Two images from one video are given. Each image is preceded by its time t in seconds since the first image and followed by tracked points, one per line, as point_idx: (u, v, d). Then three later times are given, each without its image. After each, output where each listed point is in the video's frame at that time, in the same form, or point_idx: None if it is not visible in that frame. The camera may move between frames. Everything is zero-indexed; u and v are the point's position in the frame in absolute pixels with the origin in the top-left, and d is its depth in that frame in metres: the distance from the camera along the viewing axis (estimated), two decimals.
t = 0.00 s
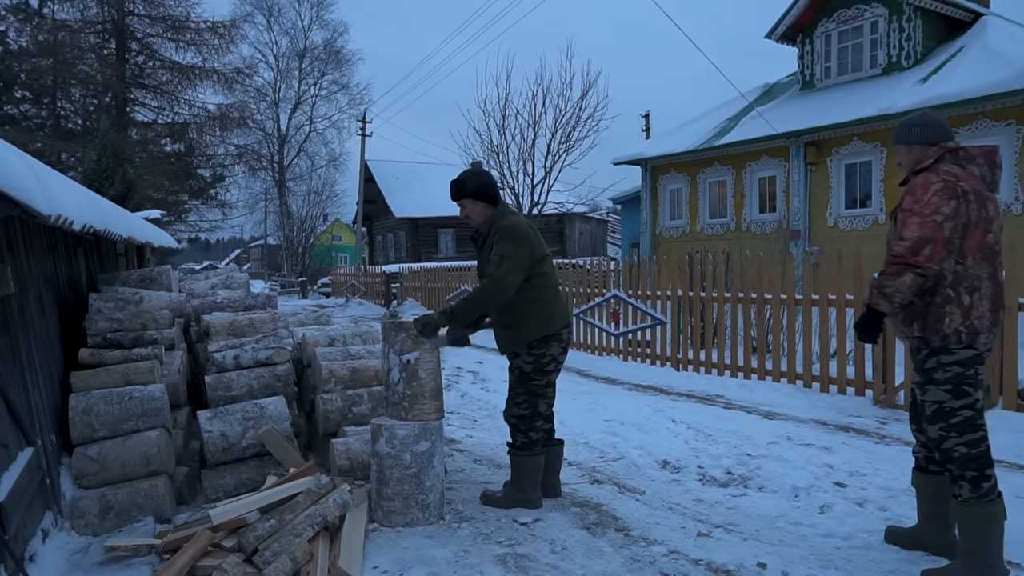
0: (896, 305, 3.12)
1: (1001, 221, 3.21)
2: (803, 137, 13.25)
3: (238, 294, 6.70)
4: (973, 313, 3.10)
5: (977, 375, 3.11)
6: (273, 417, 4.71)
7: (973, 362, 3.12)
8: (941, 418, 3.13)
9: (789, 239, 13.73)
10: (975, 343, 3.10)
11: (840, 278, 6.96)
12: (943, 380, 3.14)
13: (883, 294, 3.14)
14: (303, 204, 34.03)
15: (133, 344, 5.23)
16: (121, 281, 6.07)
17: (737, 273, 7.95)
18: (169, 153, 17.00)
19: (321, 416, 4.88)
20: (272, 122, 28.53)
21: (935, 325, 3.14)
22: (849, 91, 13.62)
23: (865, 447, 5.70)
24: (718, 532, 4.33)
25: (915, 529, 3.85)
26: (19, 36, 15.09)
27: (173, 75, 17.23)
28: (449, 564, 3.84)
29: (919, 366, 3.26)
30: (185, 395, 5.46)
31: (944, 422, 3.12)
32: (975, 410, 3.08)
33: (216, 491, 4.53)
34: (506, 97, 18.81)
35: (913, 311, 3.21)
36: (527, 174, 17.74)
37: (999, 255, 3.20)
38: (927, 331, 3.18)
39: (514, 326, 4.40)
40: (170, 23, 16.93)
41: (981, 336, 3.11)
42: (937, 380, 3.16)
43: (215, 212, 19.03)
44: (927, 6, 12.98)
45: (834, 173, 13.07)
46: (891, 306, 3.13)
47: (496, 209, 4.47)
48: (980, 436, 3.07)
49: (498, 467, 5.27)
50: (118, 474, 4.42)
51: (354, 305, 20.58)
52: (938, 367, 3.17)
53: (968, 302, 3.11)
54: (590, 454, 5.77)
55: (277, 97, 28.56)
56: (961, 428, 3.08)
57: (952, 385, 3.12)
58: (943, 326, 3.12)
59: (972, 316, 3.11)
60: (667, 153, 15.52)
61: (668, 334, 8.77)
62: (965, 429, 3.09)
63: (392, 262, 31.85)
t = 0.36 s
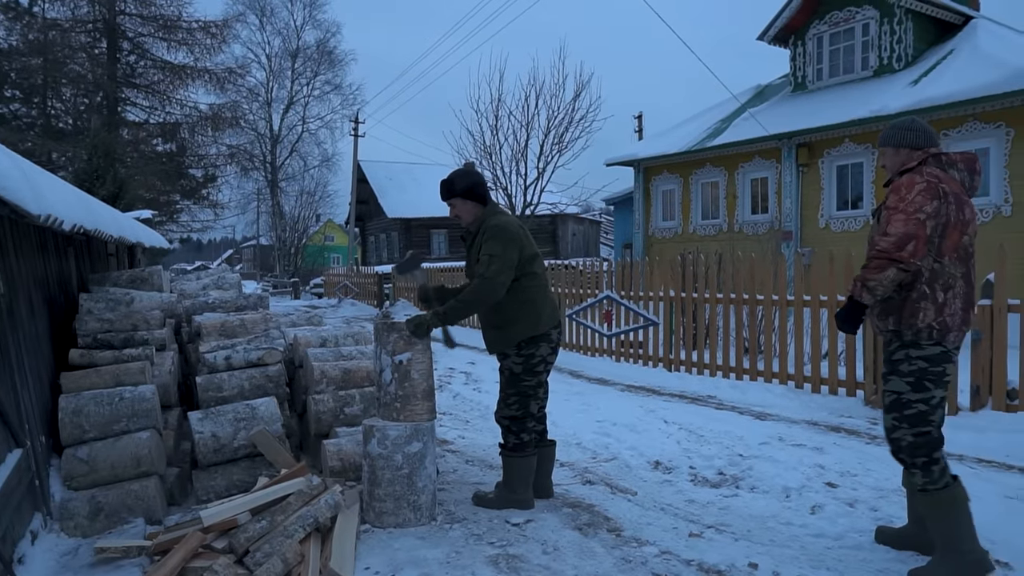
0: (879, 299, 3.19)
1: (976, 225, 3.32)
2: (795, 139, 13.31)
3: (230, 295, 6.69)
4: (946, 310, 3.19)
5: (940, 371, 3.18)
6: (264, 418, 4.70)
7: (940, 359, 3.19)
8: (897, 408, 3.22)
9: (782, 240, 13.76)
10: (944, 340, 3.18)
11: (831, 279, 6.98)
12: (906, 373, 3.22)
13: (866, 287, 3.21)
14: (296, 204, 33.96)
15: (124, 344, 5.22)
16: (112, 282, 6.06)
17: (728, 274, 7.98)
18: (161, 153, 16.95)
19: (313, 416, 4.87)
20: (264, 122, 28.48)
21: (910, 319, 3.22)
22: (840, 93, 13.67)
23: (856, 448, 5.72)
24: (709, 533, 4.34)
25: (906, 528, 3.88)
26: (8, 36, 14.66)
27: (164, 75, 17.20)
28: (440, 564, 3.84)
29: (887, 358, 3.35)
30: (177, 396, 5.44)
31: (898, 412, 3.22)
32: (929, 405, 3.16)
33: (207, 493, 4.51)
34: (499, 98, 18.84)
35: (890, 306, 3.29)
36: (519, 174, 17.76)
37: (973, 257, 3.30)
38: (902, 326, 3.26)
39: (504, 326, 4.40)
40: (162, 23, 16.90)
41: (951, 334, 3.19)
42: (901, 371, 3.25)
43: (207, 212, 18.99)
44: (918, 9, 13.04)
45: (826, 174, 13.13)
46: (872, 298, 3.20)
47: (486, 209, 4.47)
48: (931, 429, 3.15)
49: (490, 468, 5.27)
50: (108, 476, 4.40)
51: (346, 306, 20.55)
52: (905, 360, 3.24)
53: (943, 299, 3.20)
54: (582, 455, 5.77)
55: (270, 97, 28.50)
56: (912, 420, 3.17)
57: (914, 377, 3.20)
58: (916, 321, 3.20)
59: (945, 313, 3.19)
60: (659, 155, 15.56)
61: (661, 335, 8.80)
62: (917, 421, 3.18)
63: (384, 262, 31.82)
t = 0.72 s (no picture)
0: (892, 299, 3.36)
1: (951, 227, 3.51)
2: (785, 140, 13.37)
3: (218, 295, 6.66)
4: (921, 311, 3.40)
5: (903, 368, 3.42)
6: (252, 419, 4.68)
7: (906, 357, 3.42)
8: (851, 394, 3.51)
9: (771, 241, 13.83)
10: (915, 340, 3.40)
11: (820, 280, 7.01)
12: (870, 365, 3.47)
13: (880, 289, 3.37)
14: (286, 204, 33.84)
15: (111, 344, 5.19)
16: (99, 281, 6.02)
17: (718, 274, 8.01)
18: (149, 152, 16.82)
19: (302, 417, 4.86)
20: (254, 121, 28.37)
21: (887, 318, 3.40)
22: (830, 95, 13.75)
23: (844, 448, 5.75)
24: (698, 532, 4.34)
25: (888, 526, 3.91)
26: None
27: (153, 74, 17.12)
28: (429, 565, 3.83)
29: (856, 347, 3.57)
30: (164, 396, 5.41)
31: (852, 398, 3.50)
32: (881, 397, 3.44)
33: (195, 493, 4.49)
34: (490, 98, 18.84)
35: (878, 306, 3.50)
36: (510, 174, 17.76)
37: (948, 258, 3.50)
38: (876, 325, 3.43)
39: (494, 327, 4.39)
40: (151, 21, 16.81)
41: (922, 335, 3.41)
42: (865, 362, 3.49)
43: (196, 212, 18.91)
44: (907, 12, 13.12)
45: (815, 175, 13.19)
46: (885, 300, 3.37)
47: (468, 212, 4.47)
48: (875, 421, 3.45)
49: (479, 468, 5.27)
50: (94, 477, 4.38)
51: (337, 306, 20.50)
52: (872, 354, 3.48)
53: (920, 300, 3.41)
54: (572, 455, 5.78)
55: (260, 96, 28.40)
56: (863, 409, 3.46)
57: (875, 371, 3.45)
58: (892, 320, 3.40)
59: (919, 313, 3.40)
60: (649, 155, 15.60)
61: (651, 335, 8.82)
62: (867, 411, 3.47)
63: (375, 262, 31.75)
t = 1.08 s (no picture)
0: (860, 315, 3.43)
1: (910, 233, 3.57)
2: (776, 139, 13.41)
3: (209, 295, 6.65)
4: (876, 318, 3.42)
5: (870, 373, 3.43)
6: (243, 419, 4.67)
7: (870, 362, 3.43)
8: (828, 406, 3.51)
9: (762, 240, 13.84)
10: (873, 344, 3.42)
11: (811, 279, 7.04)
12: (838, 375, 3.48)
13: (846, 306, 3.44)
14: (278, 203, 33.75)
15: (101, 344, 5.18)
16: (88, 281, 6.00)
17: (710, 273, 8.03)
18: (140, 151, 16.71)
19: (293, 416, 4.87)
20: (245, 120, 28.30)
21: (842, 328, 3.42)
22: (821, 94, 13.80)
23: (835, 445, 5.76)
24: (690, 531, 4.35)
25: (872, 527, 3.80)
26: None
27: (143, 73, 17.07)
28: (421, 565, 3.82)
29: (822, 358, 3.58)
30: (154, 396, 5.39)
31: (829, 409, 3.50)
32: (857, 405, 3.44)
33: (185, 494, 4.48)
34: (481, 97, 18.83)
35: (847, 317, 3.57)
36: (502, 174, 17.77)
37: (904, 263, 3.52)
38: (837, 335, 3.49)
39: (483, 326, 4.39)
40: (140, 20, 16.75)
41: (881, 339, 3.42)
42: (833, 373, 3.50)
43: (187, 211, 18.85)
44: (896, 12, 13.20)
45: (806, 174, 13.20)
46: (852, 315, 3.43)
47: (461, 211, 4.47)
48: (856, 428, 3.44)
49: (471, 467, 5.27)
50: (84, 478, 4.36)
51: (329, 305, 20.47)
52: (837, 363, 3.49)
53: (874, 308, 3.42)
54: (563, 454, 5.79)
55: (251, 95, 28.34)
56: (841, 419, 3.46)
57: (845, 379, 3.46)
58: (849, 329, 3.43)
59: (875, 320, 3.42)
60: (641, 155, 15.61)
61: (643, 334, 8.84)
62: (845, 420, 3.47)
63: (367, 262, 31.71)
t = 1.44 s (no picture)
0: (802, 318, 3.43)
1: (881, 233, 3.55)
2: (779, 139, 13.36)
3: (211, 295, 6.67)
4: (845, 318, 3.44)
5: (844, 372, 3.48)
6: (245, 419, 4.68)
7: (842, 361, 3.48)
8: (809, 407, 3.55)
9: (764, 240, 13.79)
10: (845, 343, 3.46)
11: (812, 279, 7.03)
12: (814, 375, 3.53)
13: (790, 307, 3.44)
14: (280, 203, 33.79)
15: (103, 344, 5.19)
16: (91, 282, 6.02)
17: (712, 273, 8.01)
18: (143, 152, 16.75)
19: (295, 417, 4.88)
20: (247, 121, 28.36)
21: (812, 328, 3.47)
22: (823, 93, 13.78)
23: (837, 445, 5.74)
24: (692, 530, 4.34)
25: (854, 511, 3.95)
26: None
27: (145, 73, 17.13)
28: (423, 565, 3.82)
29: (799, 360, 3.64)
30: (156, 397, 5.40)
31: (811, 411, 3.54)
32: (836, 404, 3.49)
33: (188, 494, 4.49)
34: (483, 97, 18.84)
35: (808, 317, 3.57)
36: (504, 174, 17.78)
37: (875, 265, 3.51)
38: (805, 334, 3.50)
39: (485, 323, 4.39)
40: (143, 21, 16.79)
41: (852, 338, 3.46)
42: (809, 373, 3.55)
43: (189, 212, 18.89)
44: (899, 11, 13.18)
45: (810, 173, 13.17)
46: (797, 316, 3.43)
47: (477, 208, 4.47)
48: (840, 426, 3.49)
49: (473, 467, 5.28)
50: (87, 478, 4.37)
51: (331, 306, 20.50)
52: (812, 363, 3.54)
53: (842, 309, 3.43)
54: (565, 454, 5.78)
55: (253, 96, 28.39)
56: (825, 418, 3.51)
57: (820, 378, 3.51)
58: (817, 330, 3.47)
59: (844, 321, 3.44)
60: (643, 154, 15.60)
61: (645, 334, 8.84)
62: (827, 419, 3.51)
63: (369, 262, 31.76)
